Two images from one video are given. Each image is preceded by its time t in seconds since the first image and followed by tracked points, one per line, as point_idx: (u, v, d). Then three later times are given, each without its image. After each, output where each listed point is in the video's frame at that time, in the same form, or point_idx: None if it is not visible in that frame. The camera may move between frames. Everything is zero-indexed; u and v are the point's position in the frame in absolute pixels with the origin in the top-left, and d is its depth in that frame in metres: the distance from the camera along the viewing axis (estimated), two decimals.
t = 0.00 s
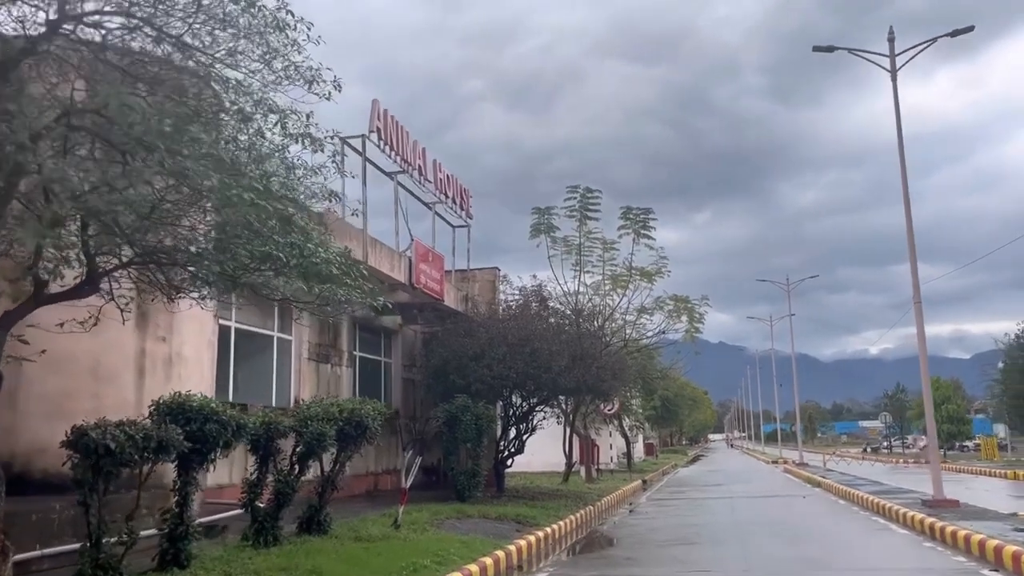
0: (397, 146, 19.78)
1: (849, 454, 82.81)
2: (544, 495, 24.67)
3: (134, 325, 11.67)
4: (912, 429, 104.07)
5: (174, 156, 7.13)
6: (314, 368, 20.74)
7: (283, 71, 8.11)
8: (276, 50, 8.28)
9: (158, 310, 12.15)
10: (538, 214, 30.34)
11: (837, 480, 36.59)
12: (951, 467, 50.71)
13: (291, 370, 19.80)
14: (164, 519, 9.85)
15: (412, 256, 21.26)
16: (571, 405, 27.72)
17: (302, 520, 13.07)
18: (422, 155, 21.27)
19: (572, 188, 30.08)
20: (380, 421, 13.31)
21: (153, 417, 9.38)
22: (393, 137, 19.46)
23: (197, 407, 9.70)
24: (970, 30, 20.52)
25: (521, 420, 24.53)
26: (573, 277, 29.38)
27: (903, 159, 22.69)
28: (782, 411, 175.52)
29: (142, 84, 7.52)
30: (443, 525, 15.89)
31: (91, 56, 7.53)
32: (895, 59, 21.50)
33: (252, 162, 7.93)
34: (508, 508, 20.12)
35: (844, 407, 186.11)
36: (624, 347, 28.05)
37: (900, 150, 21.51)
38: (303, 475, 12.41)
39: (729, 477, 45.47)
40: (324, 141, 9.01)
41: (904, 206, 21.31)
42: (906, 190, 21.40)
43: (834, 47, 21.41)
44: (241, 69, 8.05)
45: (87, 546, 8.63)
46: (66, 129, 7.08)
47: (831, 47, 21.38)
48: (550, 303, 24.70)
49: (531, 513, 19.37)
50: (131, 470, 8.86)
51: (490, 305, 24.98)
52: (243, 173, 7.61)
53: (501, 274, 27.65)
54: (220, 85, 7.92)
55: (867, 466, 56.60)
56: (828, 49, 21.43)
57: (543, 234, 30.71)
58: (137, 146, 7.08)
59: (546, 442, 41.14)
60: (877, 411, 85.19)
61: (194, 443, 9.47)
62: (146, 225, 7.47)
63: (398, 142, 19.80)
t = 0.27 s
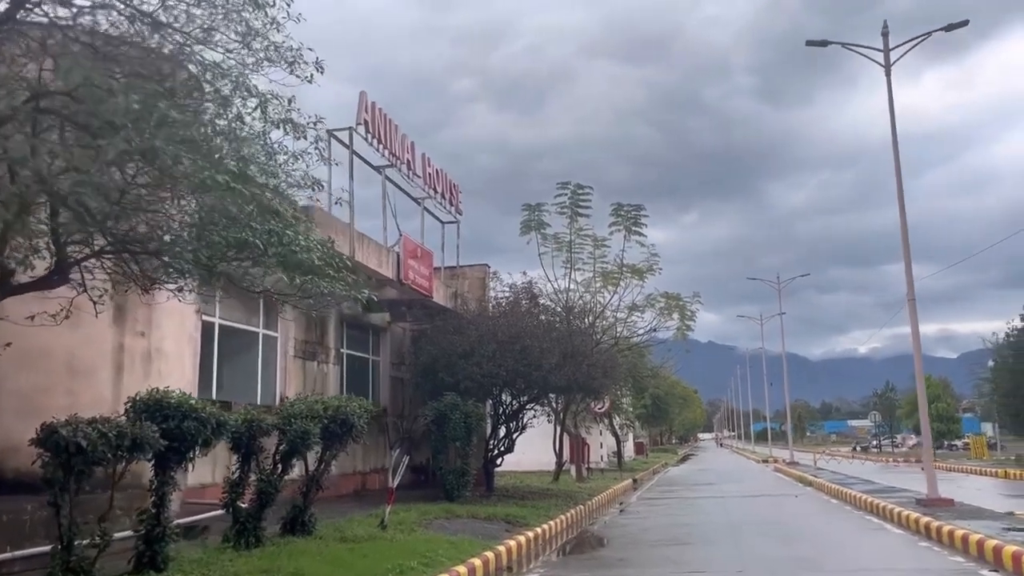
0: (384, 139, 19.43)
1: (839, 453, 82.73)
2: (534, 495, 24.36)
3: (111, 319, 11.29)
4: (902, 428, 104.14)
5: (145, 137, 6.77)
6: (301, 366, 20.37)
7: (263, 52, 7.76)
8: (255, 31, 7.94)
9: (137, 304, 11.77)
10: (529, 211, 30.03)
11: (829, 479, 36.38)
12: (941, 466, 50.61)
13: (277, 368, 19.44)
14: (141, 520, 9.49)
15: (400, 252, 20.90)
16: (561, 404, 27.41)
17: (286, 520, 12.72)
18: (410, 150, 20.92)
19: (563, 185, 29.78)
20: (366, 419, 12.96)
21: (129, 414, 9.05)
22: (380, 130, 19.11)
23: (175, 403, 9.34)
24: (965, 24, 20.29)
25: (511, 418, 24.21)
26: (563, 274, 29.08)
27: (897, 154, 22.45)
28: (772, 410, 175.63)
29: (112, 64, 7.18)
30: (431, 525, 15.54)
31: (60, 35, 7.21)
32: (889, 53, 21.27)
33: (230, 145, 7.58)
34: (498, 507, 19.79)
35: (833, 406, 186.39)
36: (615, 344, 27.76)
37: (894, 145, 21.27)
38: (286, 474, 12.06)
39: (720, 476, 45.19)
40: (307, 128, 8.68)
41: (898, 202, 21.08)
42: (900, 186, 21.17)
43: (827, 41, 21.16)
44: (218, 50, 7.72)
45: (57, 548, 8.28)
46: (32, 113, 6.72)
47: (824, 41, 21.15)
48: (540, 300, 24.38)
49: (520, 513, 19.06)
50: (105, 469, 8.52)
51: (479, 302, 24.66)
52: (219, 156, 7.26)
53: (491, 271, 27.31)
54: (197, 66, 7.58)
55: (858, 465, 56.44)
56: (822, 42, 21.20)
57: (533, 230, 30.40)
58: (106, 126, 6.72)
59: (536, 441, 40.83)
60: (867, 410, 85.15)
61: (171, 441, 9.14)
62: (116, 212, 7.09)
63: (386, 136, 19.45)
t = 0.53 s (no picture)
0: (371, 133, 19.07)
1: (828, 452, 82.72)
2: (523, 494, 24.06)
3: (85, 314, 10.92)
4: (890, 426, 104.29)
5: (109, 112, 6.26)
6: (286, 364, 20.01)
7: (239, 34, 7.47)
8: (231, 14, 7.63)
9: (113, 298, 11.40)
10: (518, 207, 29.72)
11: (819, 478, 36.19)
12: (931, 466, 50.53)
13: (261, 366, 19.06)
14: (114, 522, 9.13)
15: (387, 247, 20.55)
16: (551, 402, 27.12)
17: (267, 522, 12.38)
18: (397, 144, 20.57)
19: (553, 181, 29.48)
20: (351, 418, 12.63)
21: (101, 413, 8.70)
22: (367, 124, 18.75)
23: (149, 402, 8.99)
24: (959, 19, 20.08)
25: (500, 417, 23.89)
26: (553, 271, 28.79)
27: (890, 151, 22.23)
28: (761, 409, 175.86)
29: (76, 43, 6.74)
30: (418, 526, 15.21)
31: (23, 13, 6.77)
32: (882, 49, 21.04)
33: (203, 131, 7.23)
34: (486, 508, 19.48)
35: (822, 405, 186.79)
36: (605, 342, 27.50)
37: (887, 141, 21.05)
38: (267, 475, 11.73)
39: (710, 474, 44.98)
40: (286, 116, 8.38)
41: (891, 199, 20.86)
42: (893, 183, 20.95)
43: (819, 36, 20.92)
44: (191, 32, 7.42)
45: (24, 552, 7.94)
46: None
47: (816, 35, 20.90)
48: (529, 297, 24.07)
49: (509, 513, 18.75)
50: (75, 470, 8.18)
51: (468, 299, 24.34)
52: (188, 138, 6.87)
53: (480, 268, 27.00)
54: (169, 48, 7.26)
55: (848, 464, 56.33)
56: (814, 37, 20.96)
57: (523, 227, 30.10)
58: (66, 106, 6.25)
59: (525, 439, 40.54)
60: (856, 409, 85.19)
61: (145, 441, 8.79)
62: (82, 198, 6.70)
63: (372, 129, 19.10)
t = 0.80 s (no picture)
0: (359, 123, 18.72)
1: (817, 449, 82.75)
2: (512, 491, 23.76)
3: (62, 305, 10.58)
4: (880, 423, 104.37)
5: (83, 85, 5.86)
6: (271, 358, 19.65)
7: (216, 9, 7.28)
8: None
9: (91, 289, 11.06)
10: (509, 201, 29.40)
11: (810, 476, 36.02)
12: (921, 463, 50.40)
13: (246, 360, 18.70)
14: (88, 520, 8.81)
15: (376, 240, 20.21)
16: (541, 398, 26.82)
17: (250, 519, 12.06)
18: (386, 135, 20.24)
19: (544, 175, 29.19)
20: (336, 413, 12.29)
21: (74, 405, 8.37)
22: (355, 114, 18.40)
23: (125, 395, 8.66)
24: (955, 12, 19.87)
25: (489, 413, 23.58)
26: (543, 266, 28.50)
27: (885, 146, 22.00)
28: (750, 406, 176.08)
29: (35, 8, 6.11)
30: (405, 524, 14.89)
31: None
32: (877, 41, 20.81)
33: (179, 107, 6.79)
34: (476, 505, 19.17)
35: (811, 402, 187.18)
36: (595, 338, 27.22)
37: (882, 135, 20.83)
38: (250, 472, 11.40)
39: (700, 471, 44.78)
40: (267, 98, 8.06)
41: (885, 193, 20.64)
42: (887, 177, 20.73)
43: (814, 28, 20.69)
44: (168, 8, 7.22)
45: None
46: None
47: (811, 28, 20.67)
48: (520, 291, 23.75)
49: (498, 510, 18.45)
50: (45, 465, 7.85)
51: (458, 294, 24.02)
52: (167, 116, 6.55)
53: (470, 263, 26.69)
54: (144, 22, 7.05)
55: (837, 461, 56.26)
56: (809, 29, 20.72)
57: (513, 221, 29.80)
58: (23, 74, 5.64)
59: (514, 436, 40.26)
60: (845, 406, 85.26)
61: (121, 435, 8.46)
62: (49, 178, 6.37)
63: (361, 120, 18.75)
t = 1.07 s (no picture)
0: (347, 111, 18.33)
1: (807, 445, 82.72)
2: (502, 487, 23.45)
3: (36, 294, 10.21)
4: (869, 419, 104.48)
5: (45, 54, 5.51)
6: (258, 351, 19.26)
7: None
8: None
9: (68, 277, 10.69)
10: (500, 194, 29.04)
11: (801, 472, 35.81)
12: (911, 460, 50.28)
13: (232, 353, 18.31)
14: (62, 517, 8.44)
15: (365, 231, 19.83)
16: (531, 393, 26.49)
17: (233, 516, 11.70)
18: (376, 124, 19.85)
19: (536, 167, 28.84)
20: (322, 407, 11.94)
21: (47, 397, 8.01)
22: (343, 101, 17.98)
23: (100, 388, 8.29)
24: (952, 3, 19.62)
25: (480, 408, 23.25)
26: (535, 260, 28.15)
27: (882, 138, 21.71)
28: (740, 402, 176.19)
29: None
30: (393, 521, 14.54)
31: None
32: (875, 33, 20.55)
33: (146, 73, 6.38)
34: (465, 501, 18.86)
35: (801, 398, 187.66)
36: (587, 333, 26.91)
37: (878, 128, 20.57)
38: (232, 467, 11.03)
39: (692, 468, 44.52)
40: (249, 77, 7.69)
41: (882, 187, 20.36)
42: (884, 171, 20.47)
43: (811, 20, 20.41)
44: None
45: None
46: None
47: (808, 19, 20.39)
48: (512, 285, 23.41)
49: (488, 506, 18.14)
50: (14, 461, 7.48)
51: (448, 287, 23.67)
52: (143, 90, 6.29)
53: (461, 256, 26.34)
54: None
55: (828, 457, 56.15)
56: (806, 21, 20.45)
57: (505, 214, 29.44)
58: None
59: (505, 431, 40.01)
60: (836, 403, 85.25)
61: (94, 429, 8.09)
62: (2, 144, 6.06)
63: (349, 108, 18.35)
